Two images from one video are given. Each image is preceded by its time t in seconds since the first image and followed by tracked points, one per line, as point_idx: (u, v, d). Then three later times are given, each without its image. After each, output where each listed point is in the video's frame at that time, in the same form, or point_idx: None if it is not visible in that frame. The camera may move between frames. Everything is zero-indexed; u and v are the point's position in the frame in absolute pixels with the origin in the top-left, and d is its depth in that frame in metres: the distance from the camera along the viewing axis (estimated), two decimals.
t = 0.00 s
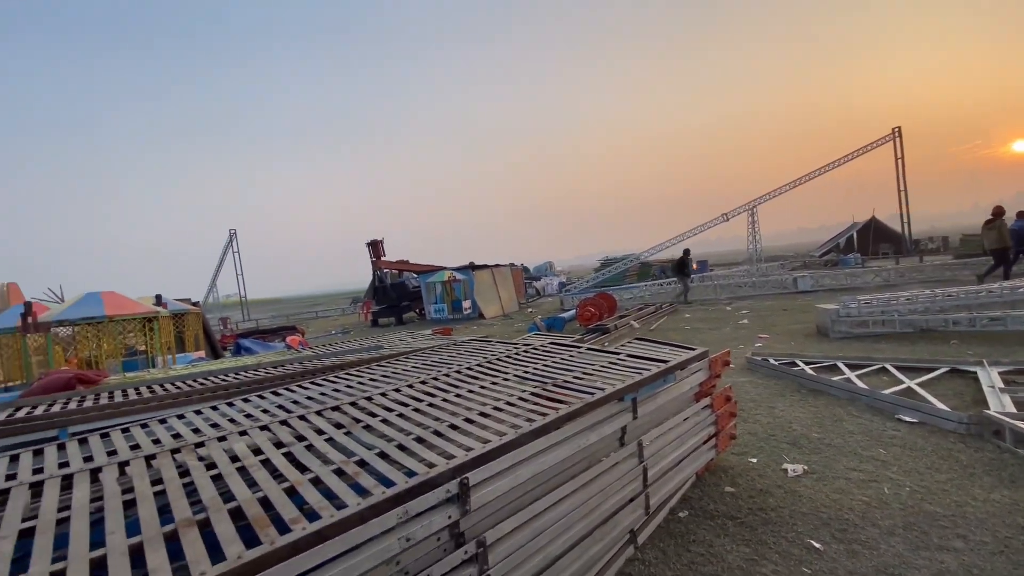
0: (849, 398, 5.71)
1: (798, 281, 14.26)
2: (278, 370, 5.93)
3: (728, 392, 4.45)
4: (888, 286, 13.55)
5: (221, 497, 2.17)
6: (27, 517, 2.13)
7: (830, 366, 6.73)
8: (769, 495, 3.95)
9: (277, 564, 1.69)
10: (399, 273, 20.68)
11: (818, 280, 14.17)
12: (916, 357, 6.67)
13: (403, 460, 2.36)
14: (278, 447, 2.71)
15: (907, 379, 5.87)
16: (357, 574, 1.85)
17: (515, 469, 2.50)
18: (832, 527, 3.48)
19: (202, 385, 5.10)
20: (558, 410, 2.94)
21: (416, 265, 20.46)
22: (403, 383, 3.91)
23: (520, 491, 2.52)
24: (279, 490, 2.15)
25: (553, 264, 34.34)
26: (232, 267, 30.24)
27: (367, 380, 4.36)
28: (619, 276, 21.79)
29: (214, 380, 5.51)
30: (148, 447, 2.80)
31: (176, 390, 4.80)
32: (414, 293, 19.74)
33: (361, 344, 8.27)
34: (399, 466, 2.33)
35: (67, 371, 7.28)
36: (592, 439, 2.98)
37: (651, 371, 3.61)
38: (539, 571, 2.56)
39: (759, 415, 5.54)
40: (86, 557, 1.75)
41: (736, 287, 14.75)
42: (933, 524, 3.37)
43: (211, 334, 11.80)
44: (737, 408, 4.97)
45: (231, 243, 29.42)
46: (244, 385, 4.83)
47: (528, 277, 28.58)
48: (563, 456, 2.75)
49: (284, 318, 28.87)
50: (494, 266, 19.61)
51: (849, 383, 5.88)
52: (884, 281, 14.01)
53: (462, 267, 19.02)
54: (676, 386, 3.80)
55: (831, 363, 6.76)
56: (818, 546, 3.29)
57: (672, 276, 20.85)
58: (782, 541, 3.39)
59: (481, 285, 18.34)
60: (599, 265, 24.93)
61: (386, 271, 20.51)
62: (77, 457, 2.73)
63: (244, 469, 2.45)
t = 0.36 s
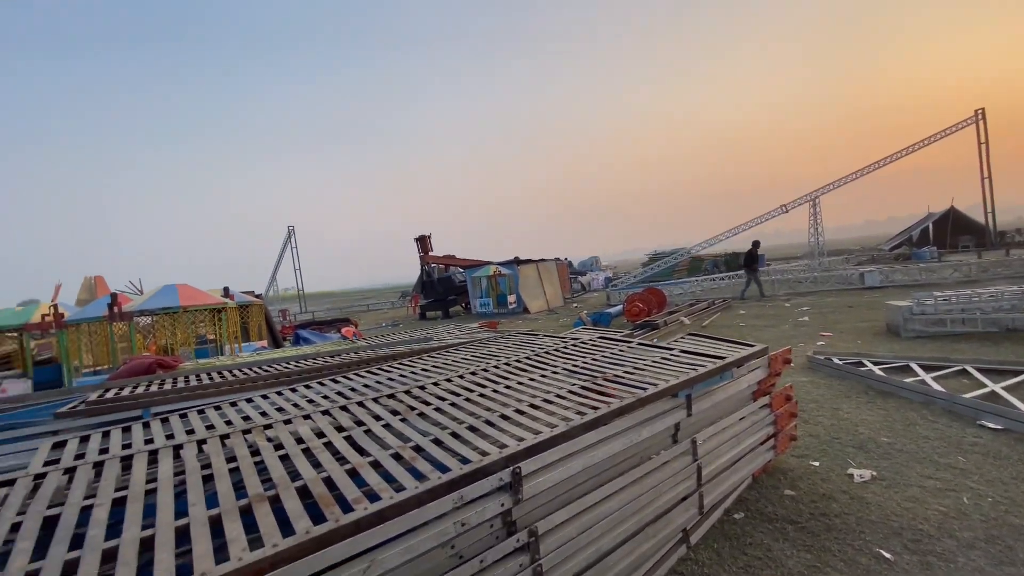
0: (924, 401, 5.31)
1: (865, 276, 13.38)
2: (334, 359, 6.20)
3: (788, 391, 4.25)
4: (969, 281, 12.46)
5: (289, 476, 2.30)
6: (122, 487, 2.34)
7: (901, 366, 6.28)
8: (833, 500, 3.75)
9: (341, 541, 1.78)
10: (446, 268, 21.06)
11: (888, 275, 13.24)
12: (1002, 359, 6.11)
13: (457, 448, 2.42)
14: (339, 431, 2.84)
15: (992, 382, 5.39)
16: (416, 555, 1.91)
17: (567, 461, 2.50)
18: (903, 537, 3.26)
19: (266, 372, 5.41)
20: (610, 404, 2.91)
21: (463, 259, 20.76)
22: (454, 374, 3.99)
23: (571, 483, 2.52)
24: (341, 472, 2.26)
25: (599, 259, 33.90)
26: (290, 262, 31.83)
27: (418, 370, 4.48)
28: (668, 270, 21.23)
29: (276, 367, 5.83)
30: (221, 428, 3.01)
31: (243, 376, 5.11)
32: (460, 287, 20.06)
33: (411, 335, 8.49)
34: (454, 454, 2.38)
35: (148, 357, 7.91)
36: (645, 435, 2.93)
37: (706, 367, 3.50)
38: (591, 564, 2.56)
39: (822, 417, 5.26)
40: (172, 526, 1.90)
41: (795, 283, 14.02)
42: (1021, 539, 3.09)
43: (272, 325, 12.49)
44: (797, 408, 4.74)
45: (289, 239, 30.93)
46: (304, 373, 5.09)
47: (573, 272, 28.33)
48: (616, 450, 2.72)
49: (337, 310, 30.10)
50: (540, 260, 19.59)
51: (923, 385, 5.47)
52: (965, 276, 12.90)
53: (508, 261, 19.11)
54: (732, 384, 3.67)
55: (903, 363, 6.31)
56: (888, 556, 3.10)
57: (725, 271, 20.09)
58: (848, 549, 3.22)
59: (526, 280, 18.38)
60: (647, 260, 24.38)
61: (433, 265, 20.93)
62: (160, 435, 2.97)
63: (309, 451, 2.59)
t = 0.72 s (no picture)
0: (1009, 407, 4.87)
1: (940, 271, 12.41)
2: (386, 351, 6.39)
3: (854, 393, 4.02)
4: None
5: (350, 460, 2.41)
6: (200, 466, 2.52)
7: (982, 369, 5.79)
8: (903, 509, 3.52)
9: (402, 524, 1.85)
10: (491, 263, 21.21)
11: (966, 270, 12.21)
12: None
13: (510, 440, 2.45)
14: (395, 420, 2.94)
15: None
16: (471, 542, 1.95)
17: (620, 457, 2.48)
18: (985, 551, 3.02)
19: (323, 362, 5.65)
20: (664, 401, 2.86)
21: (508, 255, 20.85)
22: (504, 367, 4.02)
23: (624, 479, 2.49)
24: (399, 459, 2.34)
25: (646, 254, 33.15)
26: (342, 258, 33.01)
27: (468, 363, 4.55)
28: (719, 266, 20.48)
29: (333, 358, 6.08)
30: (286, 413, 3.18)
31: (303, 366, 5.36)
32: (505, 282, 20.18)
33: (458, 329, 8.62)
34: (507, 445, 2.41)
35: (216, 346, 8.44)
36: (701, 434, 2.85)
37: (766, 365, 3.36)
38: (644, 561, 2.52)
39: (891, 421, 4.93)
40: (246, 503, 2.03)
41: (860, 279, 13.18)
42: None
43: (326, 319, 13.00)
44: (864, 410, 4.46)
45: (341, 236, 32.06)
46: (358, 364, 5.29)
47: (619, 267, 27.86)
48: (670, 448, 2.66)
49: (386, 304, 31.04)
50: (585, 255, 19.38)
51: (1009, 390, 5.02)
52: None
53: (553, 256, 19.03)
54: (795, 383, 3.50)
55: (985, 365, 5.81)
56: (967, 570, 2.88)
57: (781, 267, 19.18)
58: (920, 560, 3.01)
59: (571, 275, 18.24)
60: (697, 255, 23.60)
61: (478, 261, 21.14)
62: (232, 419, 3.17)
63: (368, 437, 2.70)
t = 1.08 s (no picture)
0: None
1: None
2: (442, 343, 6.55)
3: (939, 394, 3.72)
4: None
5: (415, 447, 2.50)
6: (277, 447, 2.70)
7: None
8: (997, 521, 3.23)
9: (466, 510, 1.90)
10: (541, 257, 21.18)
11: None
12: None
13: (569, 433, 2.46)
14: (455, 409, 3.02)
15: None
16: (533, 531, 1.98)
17: (683, 454, 2.43)
18: None
19: (383, 353, 5.87)
20: (729, 399, 2.76)
21: (558, 248, 20.74)
22: (559, 361, 4.03)
23: (687, 477, 2.44)
24: (460, 447, 2.40)
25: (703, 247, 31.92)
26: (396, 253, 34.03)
27: (522, 356, 4.59)
28: (782, 258, 19.43)
29: (392, 349, 6.30)
30: (351, 401, 3.35)
31: (364, 357, 5.60)
32: (555, 276, 20.10)
33: (510, 323, 8.69)
34: (566, 438, 2.42)
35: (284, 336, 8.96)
36: (768, 434, 2.73)
37: (840, 364, 3.17)
38: (707, 561, 2.46)
39: (982, 427, 4.52)
40: (321, 483, 2.16)
41: (944, 272, 12.09)
42: None
43: (383, 312, 13.48)
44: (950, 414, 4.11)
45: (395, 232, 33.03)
46: (416, 355, 5.46)
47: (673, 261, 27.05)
48: (736, 447, 2.58)
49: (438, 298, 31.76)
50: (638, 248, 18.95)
51: None
52: None
53: (604, 250, 18.74)
54: (872, 384, 3.29)
55: None
56: None
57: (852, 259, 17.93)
58: None
59: (623, 269, 17.90)
60: (757, 247, 22.48)
61: (529, 255, 21.17)
62: (303, 405, 3.37)
63: (430, 426, 2.79)
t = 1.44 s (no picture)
0: None
1: None
2: (493, 336, 6.63)
3: None
4: None
5: (473, 436, 2.56)
6: (344, 432, 2.84)
7: None
8: None
9: (526, 498, 1.93)
10: (590, 249, 20.91)
11: None
12: None
13: (627, 427, 2.43)
14: (510, 400, 3.07)
15: None
16: (591, 522, 1.99)
17: (746, 452, 2.35)
18: None
19: (437, 344, 6.01)
20: (796, 396, 2.64)
21: (607, 241, 20.41)
22: (614, 354, 3.98)
23: (749, 475, 2.36)
24: (517, 437, 2.44)
25: (761, 237, 30.47)
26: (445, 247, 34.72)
27: (575, 349, 4.57)
28: (849, 249, 18.21)
29: (445, 341, 6.44)
30: (409, 390, 3.46)
31: (419, 348, 5.77)
32: (604, 269, 19.82)
33: (560, 316, 8.66)
34: (624, 431, 2.40)
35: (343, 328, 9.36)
36: (839, 434, 2.59)
37: (921, 361, 2.95)
38: (771, 563, 2.37)
39: None
40: (386, 466, 2.26)
41: None
42: None
43: (434, 304, 13.80)
44: None
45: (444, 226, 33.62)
46: (469, 347, 5.56)
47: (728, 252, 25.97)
48: (803, 446, 2.46)
49: (486, 291, 32.11)
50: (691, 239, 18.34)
51: None
52: None
53: (655, 241, 18.26)
54: (957, 383, 3.04)
55: None
56: None
57: (931, 248, 16.54)
58: None
59: (676, 261, 17.39)
60: (822, 237, 21.18)
61: (577, 247, 20.96)
62: (365, 392, 3.53)
63: (486, 415, 2.85)
